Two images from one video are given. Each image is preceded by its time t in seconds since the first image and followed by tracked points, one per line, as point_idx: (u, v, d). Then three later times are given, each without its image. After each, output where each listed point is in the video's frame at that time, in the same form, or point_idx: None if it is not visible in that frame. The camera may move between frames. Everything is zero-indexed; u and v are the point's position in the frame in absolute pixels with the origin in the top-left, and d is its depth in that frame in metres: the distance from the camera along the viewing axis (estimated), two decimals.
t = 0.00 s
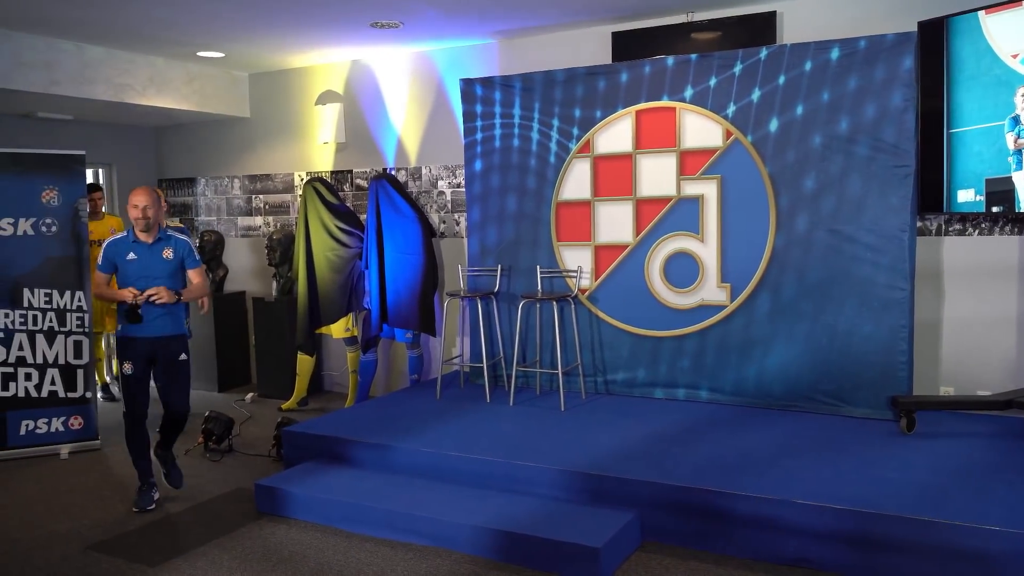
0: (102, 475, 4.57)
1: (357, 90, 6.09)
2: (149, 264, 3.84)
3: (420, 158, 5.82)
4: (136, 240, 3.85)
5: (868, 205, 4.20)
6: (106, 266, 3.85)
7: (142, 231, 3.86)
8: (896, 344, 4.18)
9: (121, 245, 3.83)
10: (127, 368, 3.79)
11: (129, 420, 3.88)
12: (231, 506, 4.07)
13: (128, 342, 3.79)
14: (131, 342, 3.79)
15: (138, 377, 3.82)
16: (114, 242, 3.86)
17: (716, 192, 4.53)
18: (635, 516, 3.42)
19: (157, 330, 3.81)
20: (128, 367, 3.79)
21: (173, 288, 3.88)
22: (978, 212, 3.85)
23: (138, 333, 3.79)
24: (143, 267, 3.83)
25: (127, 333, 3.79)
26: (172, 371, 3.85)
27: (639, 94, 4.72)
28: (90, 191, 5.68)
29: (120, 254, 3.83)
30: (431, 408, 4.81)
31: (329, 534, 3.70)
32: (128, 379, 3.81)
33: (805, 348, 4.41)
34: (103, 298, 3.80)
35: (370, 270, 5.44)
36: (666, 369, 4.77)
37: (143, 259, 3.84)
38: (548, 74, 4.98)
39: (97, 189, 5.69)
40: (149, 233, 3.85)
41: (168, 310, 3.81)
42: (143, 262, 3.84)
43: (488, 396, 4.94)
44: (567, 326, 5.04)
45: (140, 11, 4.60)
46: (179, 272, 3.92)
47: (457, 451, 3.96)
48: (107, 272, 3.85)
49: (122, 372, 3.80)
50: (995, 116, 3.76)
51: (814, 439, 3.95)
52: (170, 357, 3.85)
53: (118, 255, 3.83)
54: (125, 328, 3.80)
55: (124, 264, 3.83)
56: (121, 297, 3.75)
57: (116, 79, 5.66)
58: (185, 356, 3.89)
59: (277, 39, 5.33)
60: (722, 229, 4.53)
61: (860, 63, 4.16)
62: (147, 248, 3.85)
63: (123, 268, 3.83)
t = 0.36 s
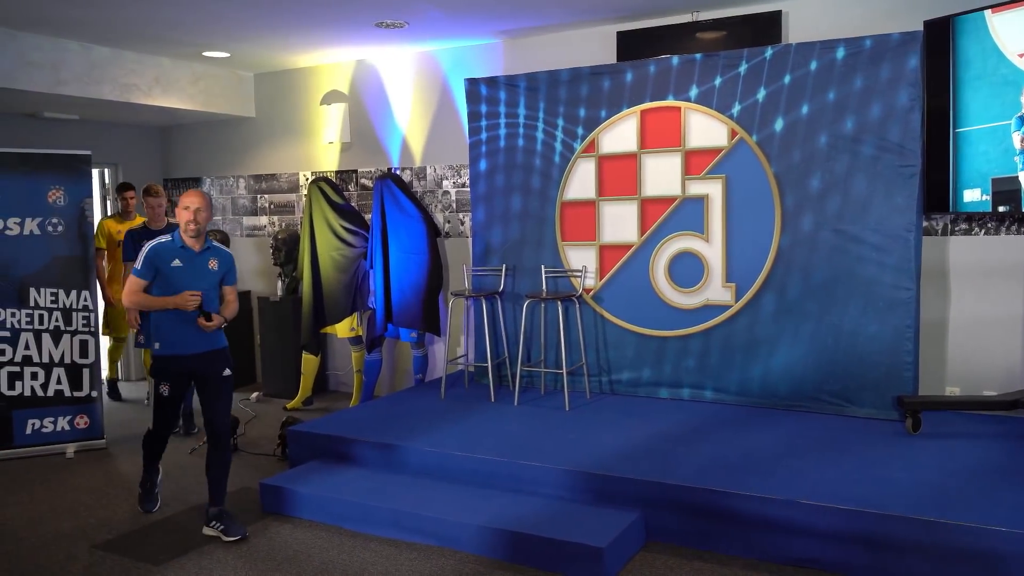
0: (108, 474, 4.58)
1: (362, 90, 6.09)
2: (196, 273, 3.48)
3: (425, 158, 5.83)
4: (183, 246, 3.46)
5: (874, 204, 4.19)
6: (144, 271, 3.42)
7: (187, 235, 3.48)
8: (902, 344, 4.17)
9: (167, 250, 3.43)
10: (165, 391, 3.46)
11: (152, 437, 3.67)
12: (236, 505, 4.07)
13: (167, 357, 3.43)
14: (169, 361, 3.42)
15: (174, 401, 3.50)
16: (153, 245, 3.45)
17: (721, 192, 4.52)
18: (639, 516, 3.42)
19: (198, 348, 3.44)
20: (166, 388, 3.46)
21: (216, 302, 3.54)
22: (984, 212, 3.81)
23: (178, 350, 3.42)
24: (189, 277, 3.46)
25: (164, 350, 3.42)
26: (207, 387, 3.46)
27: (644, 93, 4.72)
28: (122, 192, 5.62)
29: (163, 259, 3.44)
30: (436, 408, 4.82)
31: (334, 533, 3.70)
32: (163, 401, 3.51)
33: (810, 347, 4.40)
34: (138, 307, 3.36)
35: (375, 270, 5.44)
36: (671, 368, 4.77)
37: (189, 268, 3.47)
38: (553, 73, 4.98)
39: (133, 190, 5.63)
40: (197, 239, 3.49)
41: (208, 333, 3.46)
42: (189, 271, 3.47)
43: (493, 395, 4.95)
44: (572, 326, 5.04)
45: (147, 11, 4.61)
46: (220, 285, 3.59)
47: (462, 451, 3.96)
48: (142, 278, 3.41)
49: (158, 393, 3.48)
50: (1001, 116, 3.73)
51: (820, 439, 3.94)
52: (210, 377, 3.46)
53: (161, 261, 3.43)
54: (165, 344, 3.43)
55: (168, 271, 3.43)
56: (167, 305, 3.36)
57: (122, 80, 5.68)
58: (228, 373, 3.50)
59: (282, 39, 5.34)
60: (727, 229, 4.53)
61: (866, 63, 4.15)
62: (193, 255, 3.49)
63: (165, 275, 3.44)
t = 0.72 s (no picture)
0: (109, 474, 4.58)
1: (363, 90, 6.10)
2: (237, 271, 3.19)
3: (426, 157, 5.83)
4: (220, 243, 3.19)
5: (874, 205, 4.19)
6: (184, 272, 3.22)
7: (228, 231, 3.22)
8: (903, 344, 4.17)
9: (204, 248, 3.18)
10: (222, 392, 3.11)
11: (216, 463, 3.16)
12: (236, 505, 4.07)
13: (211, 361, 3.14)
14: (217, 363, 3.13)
15: (235, 402, 3.14)
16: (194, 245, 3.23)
17: (722, 192, 4.53)
18: (640, 516, 3.42)
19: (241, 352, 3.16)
20: (225, 389, 3.12)
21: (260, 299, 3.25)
22: (984, 212, 3.82)
23: (222, 355, 3.14)
24: (228, 276, 3.18)
25: (210, 355, 3.14)
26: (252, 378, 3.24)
27: (645, 93, 4.72)
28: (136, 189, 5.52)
29: (202, 258, 3.19)
30: (437, 408, 4.82)
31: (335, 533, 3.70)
32: (224, 407, 3.13)
33: (811, 348, 4.40)
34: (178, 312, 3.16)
35: (376, 270, 5.44)
36: (671, 368, 4.77)
37: (228, 266, 3.19)
38: (554, 73, 4.98)
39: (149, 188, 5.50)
40: (237, 235, 3.21)
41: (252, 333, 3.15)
42: (228, 269, 3.19)
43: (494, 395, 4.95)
44: (573, 326, 5.04)
45: (148, 11, 4.62)
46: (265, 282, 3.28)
47: (463, 451, 3.96)
48: (184, 280, 3.22)
49: (217, 397, 3.11)
50: (1003, 116, 3.73)
51: (821, 439, 3.95)
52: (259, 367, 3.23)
53: (199, 261, 3.18)
54: (207, 349, 3.14)
55: (206, 271, 3.18)
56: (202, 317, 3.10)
57: (124, 79, 5.68)
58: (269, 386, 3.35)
59: (284, 39, 5.35)
60: (727, 229, 4.53)
61: (867, 63, 4.16)
62: (232, 250, 3.21)
63: (204, 276, 3.19)
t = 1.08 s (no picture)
0: (108, 475, 4.57)
1: (362, 91, 6.10)
2: (300, 272, 3.00)
3: (425, 158, 5.83)
4: (283, 243, 2.97)
5: (874, 205, 4.19)
6: (245, 280, 2.88)
7: (286, 227, 3.01)
8: (902, 345, 4.17)
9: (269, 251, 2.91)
10: (280, 410, 2.91)
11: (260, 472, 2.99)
12: (236, 506, 4.06)
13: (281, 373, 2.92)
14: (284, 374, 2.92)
15: (288, 420, 2.96)
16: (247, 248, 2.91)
17: (722, 192, 4.53)
18: (640, 517, 3.41)
19: (309, 356, 2.98)
20: (284, 407, 2.92)
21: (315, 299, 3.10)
22: (984, 212, 3.82)
23: (290, 362, 2.93)
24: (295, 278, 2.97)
25: (274, 364, 2.91)
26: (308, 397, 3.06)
27: (645, 94, 4.72)
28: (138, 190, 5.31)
29: (265, 262, 2.92)
30: (437, 408, 4.82)
31: (334, 534, 3.69)
32: (277, 425, 2.92)
33: (811, 349, 4.40)
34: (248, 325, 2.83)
35: (375, 270, 5.43)
36: (671, 369, 4.77)
37: (292, 268, 2.98)
38: (554, 74, 4.98)
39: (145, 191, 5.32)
40: (296, 232, 3.03)
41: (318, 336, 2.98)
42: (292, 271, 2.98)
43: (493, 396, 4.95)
44: (572, 327, 5.04)
45: (148, 12, 4.62)
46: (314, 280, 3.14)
47: (463, 452, 3.96)
48: (244, 289, 2.88)
49: (273, 414, 2.91)
50: (1002, 116, 3.73)
51: (820, 439, 3.95)
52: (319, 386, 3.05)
53: (265, 266, 2.91)
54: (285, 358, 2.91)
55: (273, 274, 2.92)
56: (289, 327, 2.84)
57: (123, 79, 5.68)
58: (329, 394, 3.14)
59: (283, 39, 5.35)
60: (727, 230, 4.53)
61: (867, 64, 4.16)
62: (292, 251, 3.00)
63: (270, 280, 2.93)
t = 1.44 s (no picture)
0: (105, 477, 4.56)
1: (360, 92, 6.10)
2: (390, 285, 2.77)
3: (423, 160, 5.83)
4: (377, 251, 2.72)
5: (872, 207, 4.19)
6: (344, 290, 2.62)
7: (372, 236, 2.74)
8: (900, 346, 4.18)
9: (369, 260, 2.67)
10: (357, 436, 2.71)
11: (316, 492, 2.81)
12: (233, 508, 4.05)
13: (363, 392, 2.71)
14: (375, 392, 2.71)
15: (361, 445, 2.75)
16: (343, 256, 2.65)
17: (719, 193, 4.53)
18: (637, 518, 3.41)
19: (398, 375, 2.77)
20: (361, 433, 2.71)
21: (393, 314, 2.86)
22: (980, 214, 3.88)
23: (376, 383, 2.70)
24: (388, 290, 2.75)
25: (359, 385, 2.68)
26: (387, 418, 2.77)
27: (642, 96, 4.73)
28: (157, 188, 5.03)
29: (362, 272, 2.67)
30: (434, 410, 4.81)
31: (331, 536, 3.69)
32: (347, 451, 2.73)
33: (808, 350, 4.40)
34: (349, 339, 2.58)
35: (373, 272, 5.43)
36: (669, 370, 4.77)
37: (385, 279, 2.75)
38: (552, 75, 4.99)
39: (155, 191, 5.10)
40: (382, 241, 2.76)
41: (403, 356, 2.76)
42: (385, 282, 2.75)
43: (490, 397, 4.94)
44: (570, 328, 5.04)
45: (145, 13, 4.62)
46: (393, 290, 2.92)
47: (460, 453, 3.95)
48: (344, 300, 2.62)
49: (348, 438, 2.71)
50: (998, 118, 3.79)
51: (817, 440, 3.95)
52: (402, 409, 2.77)
53: (364, 275, 2.66)
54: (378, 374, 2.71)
55: (370, 286, 2.67)
56: (393, 341, 2.62)
57: (120, 81, 5.67)
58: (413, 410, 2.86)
59: (281, 41, 5.34)
60: (725, 231, 4.54)
61: (864, 65, 4.16)
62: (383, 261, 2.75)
63: (366, 291, 2.68)
